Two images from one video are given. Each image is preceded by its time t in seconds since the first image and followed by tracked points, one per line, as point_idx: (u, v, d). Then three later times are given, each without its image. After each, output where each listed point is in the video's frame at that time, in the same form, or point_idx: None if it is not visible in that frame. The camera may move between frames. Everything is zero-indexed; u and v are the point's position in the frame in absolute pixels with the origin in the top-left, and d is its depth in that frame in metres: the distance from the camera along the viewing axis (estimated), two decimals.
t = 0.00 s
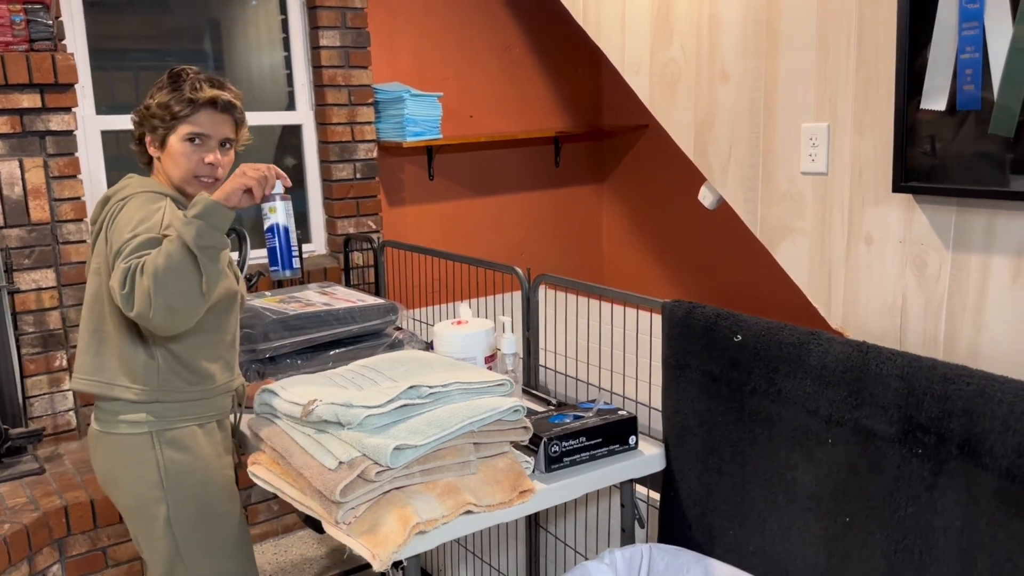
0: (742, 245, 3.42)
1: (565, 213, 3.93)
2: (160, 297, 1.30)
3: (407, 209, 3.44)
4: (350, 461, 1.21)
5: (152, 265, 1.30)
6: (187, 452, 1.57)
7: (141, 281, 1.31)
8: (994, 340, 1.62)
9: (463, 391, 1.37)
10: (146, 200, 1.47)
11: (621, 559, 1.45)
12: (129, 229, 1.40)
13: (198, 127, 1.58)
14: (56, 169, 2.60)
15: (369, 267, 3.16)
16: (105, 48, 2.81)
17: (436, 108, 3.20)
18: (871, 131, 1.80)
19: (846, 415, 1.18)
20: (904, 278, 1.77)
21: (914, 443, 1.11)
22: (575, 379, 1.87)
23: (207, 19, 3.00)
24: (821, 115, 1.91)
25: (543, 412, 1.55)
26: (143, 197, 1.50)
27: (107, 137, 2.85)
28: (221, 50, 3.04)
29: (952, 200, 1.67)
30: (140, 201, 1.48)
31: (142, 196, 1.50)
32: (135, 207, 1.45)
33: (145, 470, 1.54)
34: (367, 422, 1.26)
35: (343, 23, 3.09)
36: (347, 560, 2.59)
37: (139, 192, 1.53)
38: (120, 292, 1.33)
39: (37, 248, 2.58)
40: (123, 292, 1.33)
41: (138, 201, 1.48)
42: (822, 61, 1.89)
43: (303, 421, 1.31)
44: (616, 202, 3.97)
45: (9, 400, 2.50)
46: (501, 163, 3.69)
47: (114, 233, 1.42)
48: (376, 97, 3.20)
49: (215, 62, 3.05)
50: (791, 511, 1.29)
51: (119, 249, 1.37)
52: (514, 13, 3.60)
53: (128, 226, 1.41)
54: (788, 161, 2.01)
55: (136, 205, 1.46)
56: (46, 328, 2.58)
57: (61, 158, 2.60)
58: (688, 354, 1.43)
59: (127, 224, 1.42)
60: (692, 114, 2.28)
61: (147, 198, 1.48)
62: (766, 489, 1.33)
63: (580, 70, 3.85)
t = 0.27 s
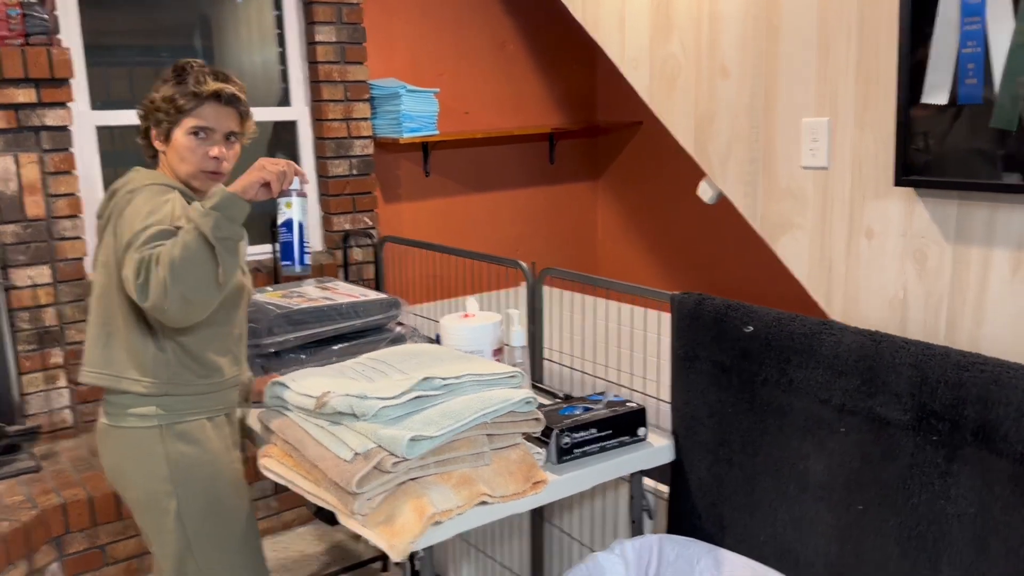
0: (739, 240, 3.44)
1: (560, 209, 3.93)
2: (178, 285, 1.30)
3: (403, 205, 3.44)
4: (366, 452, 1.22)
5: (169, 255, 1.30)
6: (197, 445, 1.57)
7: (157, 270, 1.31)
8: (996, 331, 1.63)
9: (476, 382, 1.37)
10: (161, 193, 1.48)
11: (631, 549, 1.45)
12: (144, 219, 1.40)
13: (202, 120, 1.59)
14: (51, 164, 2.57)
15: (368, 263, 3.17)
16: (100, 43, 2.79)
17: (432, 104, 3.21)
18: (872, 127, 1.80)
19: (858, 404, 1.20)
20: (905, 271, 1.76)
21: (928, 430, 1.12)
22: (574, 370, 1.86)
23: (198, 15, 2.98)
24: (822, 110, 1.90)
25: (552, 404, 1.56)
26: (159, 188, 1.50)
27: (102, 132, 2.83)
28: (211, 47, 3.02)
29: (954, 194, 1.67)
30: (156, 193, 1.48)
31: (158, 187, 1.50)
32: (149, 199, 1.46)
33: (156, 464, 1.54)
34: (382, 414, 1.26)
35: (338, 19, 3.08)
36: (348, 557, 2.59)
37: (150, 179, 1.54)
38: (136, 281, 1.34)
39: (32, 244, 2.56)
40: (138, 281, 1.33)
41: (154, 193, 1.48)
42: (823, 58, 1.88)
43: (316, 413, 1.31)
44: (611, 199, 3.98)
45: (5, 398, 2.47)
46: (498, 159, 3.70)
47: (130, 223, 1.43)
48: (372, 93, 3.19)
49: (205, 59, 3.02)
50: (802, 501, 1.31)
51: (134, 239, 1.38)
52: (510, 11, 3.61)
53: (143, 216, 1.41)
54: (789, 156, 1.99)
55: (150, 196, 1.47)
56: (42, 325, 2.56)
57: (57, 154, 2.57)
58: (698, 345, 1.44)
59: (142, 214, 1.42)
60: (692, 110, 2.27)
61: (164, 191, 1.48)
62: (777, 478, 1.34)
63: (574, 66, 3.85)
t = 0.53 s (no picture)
0: (732, 237, 3.44)
1: (551, 205, 3.90)
2: (210, 277, 1.28)
3: (392, 201, 3.38)
4: (368, 453, 1.18)
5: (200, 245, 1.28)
6: (189, 446, 1.54)
7: (188, 261, 1.28)
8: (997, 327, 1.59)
9: (479, 380, 1.34)
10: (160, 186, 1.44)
11: (637, 549, 1.43)
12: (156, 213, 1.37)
13: (221, 123, 1.54)
14: (34, 159, 2.51)
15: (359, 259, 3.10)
16: (83, 36, 2.73)
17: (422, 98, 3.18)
18: (871, 121, 1.75)
19: (872, 400, 1.17)
20: (906, 266, 1.73)
21: (944, 427, 1.10)
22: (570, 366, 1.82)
23: (183, 9, 2.91)
24: (821, 105, 1.85)
25: (555, 402, 1.53)
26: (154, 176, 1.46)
27: (85, 127, 2.77)
28: (194, 40, 2.96)
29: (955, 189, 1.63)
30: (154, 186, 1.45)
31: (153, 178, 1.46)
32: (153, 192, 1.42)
33: (147, 466, 1.51)
34: (384, 413, 1.23)
35: (327, 13, 3.03)
36: (339, 558, 2.55)
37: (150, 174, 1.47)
38: (157, 275, 1.30)
39: (14, 241, 2.48)
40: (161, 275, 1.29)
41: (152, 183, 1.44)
42: (821, 51, 1.83)
43: (315, 413, 1.28)
44: (601, 195, 3.96)
45: None
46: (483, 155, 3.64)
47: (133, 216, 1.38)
48: (362, 88, 3.14)
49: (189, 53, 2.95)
50: (812, 499, 1.28)
51: (148, 232, 1.34)
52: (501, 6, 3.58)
53: (149, 209, 1.37)
54: (787, 149, 1.94)
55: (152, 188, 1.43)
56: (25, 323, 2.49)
57: (40, 148, 2.51)
58: (703, 342, 1.41)
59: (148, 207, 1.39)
60: (689, 103, 2.20)
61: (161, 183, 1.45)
62: (786, 477, 1.31)
63: (564, 61, 3.82)
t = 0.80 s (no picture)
0: (733, 233, 3.39)
1: (547, 200, 3.83)
2: (273, 278, 1.27)
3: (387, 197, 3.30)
4: (380, 459, 1.12)
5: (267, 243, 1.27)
6: (187, 451, 1.48)
7: (253, 254, 1.26)
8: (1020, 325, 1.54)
9: (493, 382, 1.28)
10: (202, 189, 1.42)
11: (654, 558, 1.38)
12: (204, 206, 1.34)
13: (252, 127, 1.52)
14: (20, 153, 2.42)
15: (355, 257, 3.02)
16: (71, 26, 2.64)
17: (419, 92, 3.08)
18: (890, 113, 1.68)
19: (907, 404, 1.12)
20: (922, 264, 1.67)
21: (985, 432, 1.05)
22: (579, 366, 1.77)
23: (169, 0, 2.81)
24: (834, 97, 1.77)
25: (567, 405, 1.47)
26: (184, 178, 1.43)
27: (73, 120, 2.69)
28: (183, 33, 2.86)
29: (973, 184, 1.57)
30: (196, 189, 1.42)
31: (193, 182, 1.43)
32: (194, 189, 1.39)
33: (145, 473, 1.45)
34: (395, 417, 1.17)
35: (322, 4, 2.95)
36: (337, 563, 2.49)
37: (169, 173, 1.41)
38: (213, 265, 1.26)
39: None
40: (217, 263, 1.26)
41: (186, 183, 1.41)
42: (836, 42, 1.75)
43: (322, 417, 1.22)
44: (598, 193, 3.90)
45: None
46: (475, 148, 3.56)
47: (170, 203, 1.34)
48: (357, 81, 3.07)
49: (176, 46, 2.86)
50: (840, 505, 1.24)
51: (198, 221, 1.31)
52: None
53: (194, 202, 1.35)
54: (799, 144, 1.85)
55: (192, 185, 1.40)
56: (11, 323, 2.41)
57: (27, 142, 2.43)
58: (724, 342, 1.35)
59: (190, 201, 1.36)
60: (697, 95, 2.05)
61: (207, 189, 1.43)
62: (813, 482, 1.27)
63: (561, 55, 3.76)
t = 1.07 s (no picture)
0: (739, 228, 3.33)
1: (549, 196, 3.75)
2: (327, 304, 1.34)
3: (387, 192, 3.20)
4: (397, 466, 1.07)
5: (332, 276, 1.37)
6: (197, 451, 1.44)
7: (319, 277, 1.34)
8: None
9: (512, 384, 1.22)
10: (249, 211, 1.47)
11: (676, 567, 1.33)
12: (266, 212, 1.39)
13: (265, 118, 1.49)
14: (13, 145, 2.35)
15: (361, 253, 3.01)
16: (66, 15, 2.57)
17: (421, 84, 3.00)
18: (910, 103, 1.61)
19: (949, 407, 1.08)
20: (943, 262, 1.60)
21: None
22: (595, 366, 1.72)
23: None
24: (854, 89, 1.70)
25: (587, 407, 1.42)
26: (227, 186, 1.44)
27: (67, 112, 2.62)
28: (178, 26, 2.79)
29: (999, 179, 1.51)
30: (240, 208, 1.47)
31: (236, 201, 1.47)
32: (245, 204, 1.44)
33: (154, 473, 1.40)
34: (412, 421, 1.11)
35: None
36: (338, 567, 2.42)
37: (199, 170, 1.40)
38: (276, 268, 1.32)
39: None
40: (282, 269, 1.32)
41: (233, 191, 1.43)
42: (853, 30, 1.67)
43: (334, 420, 1.16)
44: (600, 189, 3.82)
45: None
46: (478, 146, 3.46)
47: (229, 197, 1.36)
48: (357, 74, 2.99)
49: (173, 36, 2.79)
50: (874, 512, 1.19)
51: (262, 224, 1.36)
52: None
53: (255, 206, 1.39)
54: (818, 136, 1.78)
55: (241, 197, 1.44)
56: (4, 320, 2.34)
57: (20, 134, 2.36)
58: (751, 341, 1.30)
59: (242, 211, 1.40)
60: (710, 85, 1.99)
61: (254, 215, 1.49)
62: (844, 487, 1.22)
63: (562, 47, 3.67)
